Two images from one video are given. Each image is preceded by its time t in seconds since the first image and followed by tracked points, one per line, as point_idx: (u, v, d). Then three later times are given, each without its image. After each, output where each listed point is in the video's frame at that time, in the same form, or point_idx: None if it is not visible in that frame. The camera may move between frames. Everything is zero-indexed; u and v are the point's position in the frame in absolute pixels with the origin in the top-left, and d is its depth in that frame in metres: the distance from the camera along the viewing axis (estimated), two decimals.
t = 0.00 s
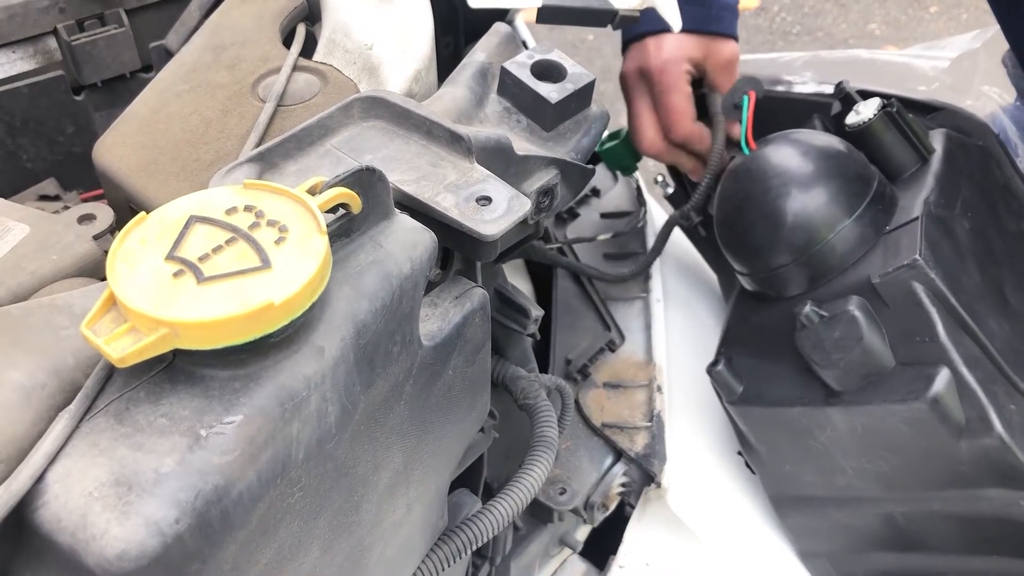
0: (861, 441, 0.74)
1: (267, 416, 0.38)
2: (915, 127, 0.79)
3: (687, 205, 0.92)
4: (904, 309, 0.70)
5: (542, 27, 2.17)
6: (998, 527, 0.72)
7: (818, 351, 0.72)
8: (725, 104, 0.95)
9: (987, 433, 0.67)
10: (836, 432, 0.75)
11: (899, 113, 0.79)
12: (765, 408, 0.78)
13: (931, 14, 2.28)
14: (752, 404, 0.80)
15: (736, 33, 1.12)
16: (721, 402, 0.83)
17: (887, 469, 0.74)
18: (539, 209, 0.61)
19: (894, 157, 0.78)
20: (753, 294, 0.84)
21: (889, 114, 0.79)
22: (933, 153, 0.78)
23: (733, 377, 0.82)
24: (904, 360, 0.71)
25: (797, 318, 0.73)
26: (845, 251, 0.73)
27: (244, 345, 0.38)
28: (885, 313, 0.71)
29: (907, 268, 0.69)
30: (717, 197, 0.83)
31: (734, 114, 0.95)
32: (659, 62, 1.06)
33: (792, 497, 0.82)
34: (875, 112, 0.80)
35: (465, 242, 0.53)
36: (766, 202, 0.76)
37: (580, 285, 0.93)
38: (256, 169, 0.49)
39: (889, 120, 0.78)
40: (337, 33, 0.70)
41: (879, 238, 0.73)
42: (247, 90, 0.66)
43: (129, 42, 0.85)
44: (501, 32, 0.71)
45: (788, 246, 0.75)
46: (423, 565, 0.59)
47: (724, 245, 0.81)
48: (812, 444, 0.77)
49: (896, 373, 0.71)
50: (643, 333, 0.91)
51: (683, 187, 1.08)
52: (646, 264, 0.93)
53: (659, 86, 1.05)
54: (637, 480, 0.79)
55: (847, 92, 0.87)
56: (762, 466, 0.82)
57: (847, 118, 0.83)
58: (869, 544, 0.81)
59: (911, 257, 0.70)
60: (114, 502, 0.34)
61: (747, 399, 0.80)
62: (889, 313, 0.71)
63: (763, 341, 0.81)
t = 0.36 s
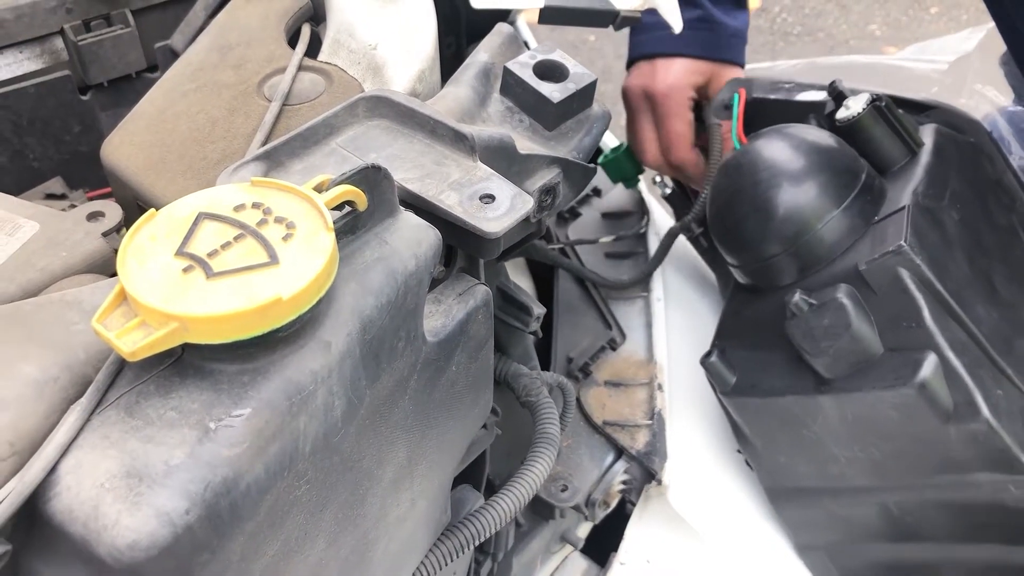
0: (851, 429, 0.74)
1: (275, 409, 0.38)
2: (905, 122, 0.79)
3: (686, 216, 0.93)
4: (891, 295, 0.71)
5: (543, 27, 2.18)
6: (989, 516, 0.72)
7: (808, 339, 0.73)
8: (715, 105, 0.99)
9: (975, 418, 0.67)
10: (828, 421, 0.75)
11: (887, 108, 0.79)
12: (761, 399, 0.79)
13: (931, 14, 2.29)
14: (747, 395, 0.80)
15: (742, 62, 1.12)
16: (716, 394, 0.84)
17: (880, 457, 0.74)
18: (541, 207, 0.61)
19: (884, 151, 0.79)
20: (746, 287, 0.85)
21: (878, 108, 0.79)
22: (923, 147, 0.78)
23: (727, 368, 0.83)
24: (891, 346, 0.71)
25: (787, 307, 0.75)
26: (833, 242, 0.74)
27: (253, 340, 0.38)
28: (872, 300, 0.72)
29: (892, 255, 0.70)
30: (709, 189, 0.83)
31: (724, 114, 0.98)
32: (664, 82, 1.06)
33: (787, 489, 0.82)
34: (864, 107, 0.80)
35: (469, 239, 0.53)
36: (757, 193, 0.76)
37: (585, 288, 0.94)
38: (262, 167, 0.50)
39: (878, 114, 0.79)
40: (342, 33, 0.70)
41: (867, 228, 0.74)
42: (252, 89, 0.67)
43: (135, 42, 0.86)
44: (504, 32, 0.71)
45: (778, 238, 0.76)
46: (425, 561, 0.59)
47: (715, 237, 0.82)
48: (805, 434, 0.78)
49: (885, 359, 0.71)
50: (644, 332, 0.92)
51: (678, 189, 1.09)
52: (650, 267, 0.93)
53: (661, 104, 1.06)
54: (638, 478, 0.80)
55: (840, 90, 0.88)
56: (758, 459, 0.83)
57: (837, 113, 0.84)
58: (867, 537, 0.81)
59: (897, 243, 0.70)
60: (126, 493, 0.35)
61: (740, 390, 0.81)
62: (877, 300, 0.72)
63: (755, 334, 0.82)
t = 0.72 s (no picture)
0: (855, 435, 0.74)
1: (282, 415, 0.38)
2: (900, 125, 0.80)
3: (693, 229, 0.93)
4: (892, 300, 0.71)
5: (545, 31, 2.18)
6: (993, 518, 0.72)
7: (809, 345, 0.73)
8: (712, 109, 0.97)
9: (978, 421, 0.67)
10: (830, 427, 0.75)
11: (883, 113, 0.79)
12: (763, 405, 0.79)
13: (933, 17, 2.29)
14: (749, 400, 0.80)
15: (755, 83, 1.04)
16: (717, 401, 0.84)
17: (883, 462, 0.74)
18: (546, 212, 0.61)
19: (881, 156, 0.79)
20: (745, 293, 0.85)
21: (874, 113, 0.79)
22: (919, 150, 0.79)
23: (728, 375, 0.83)
24: (893, 351, 0.71)
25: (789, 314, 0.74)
26: (833, 248, 0.74)
27: (261, 345, 0.39)
28: (873, 306, 0.72)
29: (892, 260, 0.70)
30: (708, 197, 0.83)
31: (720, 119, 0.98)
32: (659, 103, 1.04)
33: (791, 494, 0.82)
34: (860, 112, 0.81)
35: (474, 244, 0.54)
36: (755, 201, 0.77)
37: (585, 291, 0.94)
38: (269, 173, 0.50)
39: (874, 118, 0.79)
40: (347, 38, 0.70)
41: (867, 233, 0.74)
42: (259, 94, 0.67)
43: (140, 47, 0.86)
44: (508, 37, 0.72)
45: (776, 244, 0.76)
46: (430, 563, 0.59)
47: (715, 243, 0.82)
48: (807, 439, 0.78)
49: (887, 364, 0.71)
50: (647, 334, 0.92)
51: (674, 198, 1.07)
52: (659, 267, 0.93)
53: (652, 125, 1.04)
54: (641, 481, 0.80)
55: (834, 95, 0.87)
56: (761, 465, 0.83)
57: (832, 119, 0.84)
58: (869, 540, 0.81)
59: (897, 248, 0.70)
60: (135, 498, 0.35)
61: (742, 396, 0.81)
62: (878, 305, 0.71)
63: (754, 338, 0.82)
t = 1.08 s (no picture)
0: (850, 429, 0.74)
1: (281, 426, 0.38)
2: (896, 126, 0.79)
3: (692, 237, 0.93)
4: (887, 296, 0.70)
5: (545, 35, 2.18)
6: (993, 516, 0.71)
7: (805, 342, 0.73)
8: (710, 112, 0.97)
9: (974, 416, 0.67)
10: (828, 423, 0.75)
11: (878, 114, 0.79)
12: (761, 404, 0.79)
13: (934, 19, 2.29)
14: (747, 399, 0.81)
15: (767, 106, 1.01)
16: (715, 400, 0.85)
17: (879, 459, 0.73)
18: (545, 220, 0.62)
19: (876, 157, 0.79)
20: (744, 294, 0.85)
21: (869, 114, 0.79)
22: (914, 151, 0.79)
23: (726, 375, 0.83)
24: (890, 346, 0.71)
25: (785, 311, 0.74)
26: (827, 246, 0.74)
27: (260, 357, 0.39)
28: (869, 302, 0.72)
29: (887, 255, 0.70)
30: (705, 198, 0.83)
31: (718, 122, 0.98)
32: (662, 105, 1.03)
33: (789, 494, 0.82)
34: (855, 114, 0.81)
35: (473, 253, 0.54)
36: (751, 199, 0.76)
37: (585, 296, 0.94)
38: (268, 182, 0.50)
39: (869, 119, 0.79)
40: (347, 46, 0.71)
41: (862, 231, 0.74)
42: (258, 102, 0.67)
43: (140, 53, 0.86)
44: (508, 45, 0.72)
45: (773, 243, 0.76)
46: (432, 568, 0.59)
47: (712, 244, 0.82)
48: (805, 437, 0.77)
49: (883, 360, 0.71)
50: (647, 339, 0.91)
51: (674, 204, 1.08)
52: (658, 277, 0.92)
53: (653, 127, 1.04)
54: (641, 487, 0.80)
55: (830, 100, 0.88)
56: (760, 465, 0.83)
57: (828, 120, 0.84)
58: (870, 541, 0.80)
59: (890, 244, 0.70)
60: (133, 510, 0.35)
61: (740, 396, 0.81)
62: (873, 301, 0.71)
63: (752, 339, 0.82)
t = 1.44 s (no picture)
0: (839, 432, 0.74)
1: (281, 430, 0.39)
2: (880, 127, 0.80)
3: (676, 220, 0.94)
4: (869, 296, 0.70)
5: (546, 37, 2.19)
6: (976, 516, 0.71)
7: (790, 344, 0.73)
8: (692, 118, 1.00)
9: (957, 415, 0.67)
10: (815, 425, 0.75)
11: (862, 116, 0.80)
12: (747, 406, 0.80)
13: (934, 21, 2.29)
14: (735, 403, 0.81)
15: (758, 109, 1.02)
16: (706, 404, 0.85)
17: (869, 459, 0.73)
18: (545, 223, 0.62)
19: (861, 159, 0.79)
20: (731, 298, 0.85)
21: (851, 116, 0.80)
22: (900, 152, 0.79)
23: (715, 379, 0.83)
24: (873, 347, 0.71)
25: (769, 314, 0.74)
26: (813, 246, 0.74)
27: (260, 360, 0.39)
28: (851, 303, 0.72)
29: (866, 257, 0.70)
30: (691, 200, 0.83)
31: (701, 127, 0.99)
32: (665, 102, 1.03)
33: (779, 497, 0.82)
34: (840, 116, 0.81)
35: (473, 256, 0.54)
36: (736, 202, 0.76)
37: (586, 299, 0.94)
38: (268, 186, 0.50)
39: (852, 122, 0.80)
40: (348, 50, 0.71)
41: (845, 232, 0.74)
42: (259, 106, 0.67)
43: (142, 56, 0.86)
44: (508, 49, 0.72)
45: (759, 246, 0.76)
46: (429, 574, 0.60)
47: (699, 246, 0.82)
48: (794, 439, 0.78)
49: (868, 361, 0.71)
50: (647, 342, 0.92)
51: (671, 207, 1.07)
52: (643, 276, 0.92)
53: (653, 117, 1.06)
54: (641, 489, 0.80)
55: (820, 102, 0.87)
56: (750, 466, 0.83)
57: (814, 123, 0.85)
58: (863, 543, 0.80)
59: (871, 244, 0.70)
60: (134, 514, 0.35)
61: (729, 398, 0.81)
62: (855, 301, 0.71)
63: (738, 341, 0.82)
